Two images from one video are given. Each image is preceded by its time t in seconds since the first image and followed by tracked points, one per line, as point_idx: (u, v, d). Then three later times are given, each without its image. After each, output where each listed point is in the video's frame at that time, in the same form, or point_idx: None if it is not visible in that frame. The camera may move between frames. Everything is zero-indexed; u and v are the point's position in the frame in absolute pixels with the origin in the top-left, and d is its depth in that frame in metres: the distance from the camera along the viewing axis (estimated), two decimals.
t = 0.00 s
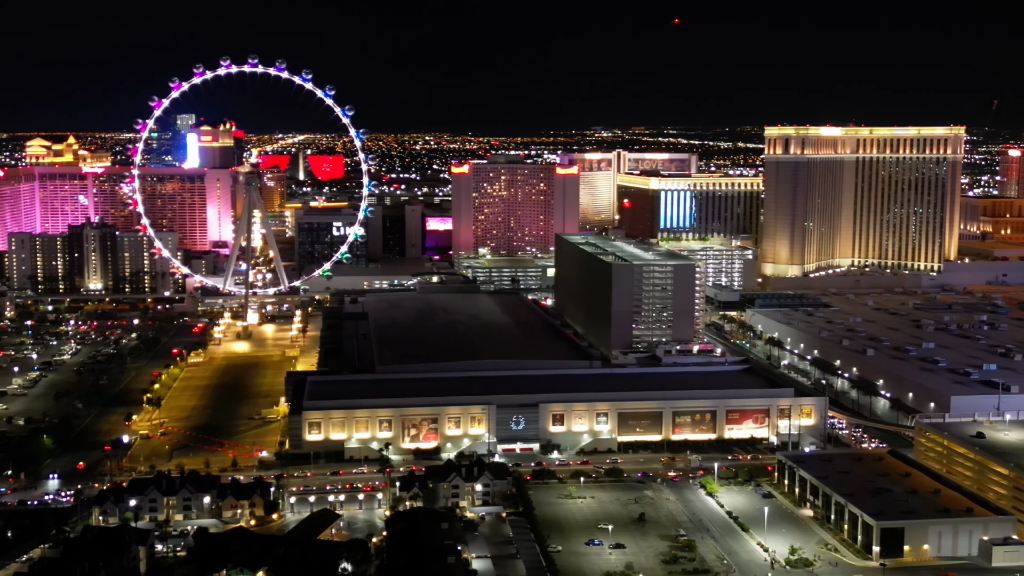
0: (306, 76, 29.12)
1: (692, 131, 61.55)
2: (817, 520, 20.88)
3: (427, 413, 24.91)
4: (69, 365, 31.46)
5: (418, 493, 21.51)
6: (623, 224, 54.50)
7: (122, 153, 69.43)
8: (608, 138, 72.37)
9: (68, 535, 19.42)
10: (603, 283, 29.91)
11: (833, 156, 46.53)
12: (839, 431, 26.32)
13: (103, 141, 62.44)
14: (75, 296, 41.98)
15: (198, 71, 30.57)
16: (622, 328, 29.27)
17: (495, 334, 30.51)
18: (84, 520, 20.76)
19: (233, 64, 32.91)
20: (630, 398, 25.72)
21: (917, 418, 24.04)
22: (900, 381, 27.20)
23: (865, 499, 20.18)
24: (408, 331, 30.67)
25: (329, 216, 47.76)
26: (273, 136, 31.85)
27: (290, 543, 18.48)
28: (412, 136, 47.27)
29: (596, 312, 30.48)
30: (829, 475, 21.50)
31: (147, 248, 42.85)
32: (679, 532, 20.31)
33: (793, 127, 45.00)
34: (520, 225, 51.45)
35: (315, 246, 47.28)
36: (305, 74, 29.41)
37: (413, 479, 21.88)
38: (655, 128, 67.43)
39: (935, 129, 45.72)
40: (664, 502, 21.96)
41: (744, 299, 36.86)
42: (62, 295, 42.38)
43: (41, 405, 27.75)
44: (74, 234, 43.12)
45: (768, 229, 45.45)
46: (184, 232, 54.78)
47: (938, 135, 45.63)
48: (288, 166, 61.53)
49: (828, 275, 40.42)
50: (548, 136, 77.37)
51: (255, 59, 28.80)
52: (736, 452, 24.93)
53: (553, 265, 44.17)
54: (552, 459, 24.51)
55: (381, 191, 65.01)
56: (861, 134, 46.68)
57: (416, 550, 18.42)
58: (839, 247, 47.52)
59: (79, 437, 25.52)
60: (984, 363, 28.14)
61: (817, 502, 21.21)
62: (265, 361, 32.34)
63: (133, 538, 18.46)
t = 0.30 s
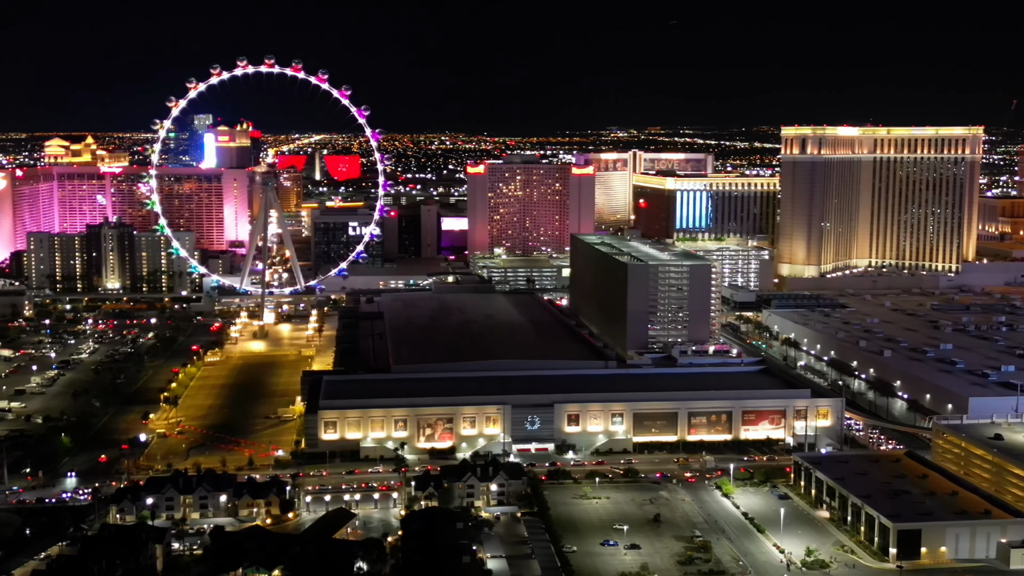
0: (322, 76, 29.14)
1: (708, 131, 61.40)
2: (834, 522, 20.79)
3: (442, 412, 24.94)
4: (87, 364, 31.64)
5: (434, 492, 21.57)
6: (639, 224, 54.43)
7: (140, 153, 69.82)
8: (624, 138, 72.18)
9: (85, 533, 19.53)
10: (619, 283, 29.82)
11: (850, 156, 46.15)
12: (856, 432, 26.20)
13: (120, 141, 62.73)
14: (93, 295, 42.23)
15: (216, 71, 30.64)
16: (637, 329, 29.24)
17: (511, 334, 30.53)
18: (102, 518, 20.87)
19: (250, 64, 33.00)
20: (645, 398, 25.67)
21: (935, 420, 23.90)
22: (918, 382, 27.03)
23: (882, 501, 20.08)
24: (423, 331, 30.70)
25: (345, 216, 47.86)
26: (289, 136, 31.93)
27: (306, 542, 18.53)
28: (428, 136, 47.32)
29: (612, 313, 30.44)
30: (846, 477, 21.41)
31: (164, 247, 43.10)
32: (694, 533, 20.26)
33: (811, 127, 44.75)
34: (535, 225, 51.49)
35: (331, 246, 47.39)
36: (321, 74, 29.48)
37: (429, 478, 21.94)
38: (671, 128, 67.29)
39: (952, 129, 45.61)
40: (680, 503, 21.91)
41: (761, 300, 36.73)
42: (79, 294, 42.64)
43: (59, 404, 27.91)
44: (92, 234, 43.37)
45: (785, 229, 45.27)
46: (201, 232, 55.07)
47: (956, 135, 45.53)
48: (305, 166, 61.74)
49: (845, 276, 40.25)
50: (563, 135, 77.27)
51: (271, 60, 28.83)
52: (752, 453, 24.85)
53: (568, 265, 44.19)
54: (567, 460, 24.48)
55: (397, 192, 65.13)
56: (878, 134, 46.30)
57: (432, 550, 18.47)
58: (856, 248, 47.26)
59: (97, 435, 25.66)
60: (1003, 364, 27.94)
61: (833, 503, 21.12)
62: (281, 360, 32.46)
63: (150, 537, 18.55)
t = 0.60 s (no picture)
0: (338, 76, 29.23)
1: (724, 130, 61.22)
2: (850, 523, 20.70)
3: (457, 412, 24.96)
4: (105, 363, 31.83)
5: (449, 492, 21.55)
6: (655, 224, 54.27)
7: (157, 153, 70.17)
8: (640, 138, 72.05)
9: (102, 531, 19.64)
10: (634, 283, 29.79)
11: (868, 156, 46.16)
12: (872, 434, 26.08)
13: (138, 140, 63.08)
14: (110, 294, 42.47)
15: (232, 71, 30.77)
16: (653, 329, 29.18)
17: (526, 333, 30.52)
18: (119, 516, 20.97)
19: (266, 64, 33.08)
20: (661, 398, 25.62)
21: (952, 421, 23.77)
22: (935, 383, 26.87)
23: (899, 502, 19.98)
24: (438, 330, 30.75)
25: (361, 215, 47.99)
26: (305, 136, 31.99)
27: (322, 541, 18.60)
28: (444, 136, 47.37)
29: (627, 313, 30.40)
30: (863, 478, 21.31)
31: (181, 247, 43.28)
32: (709, 534, 20.21)
33: (827, 126, 44.69)
34: (550, 225, 51.49)
35: (347, 246, 47.51)
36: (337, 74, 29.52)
37: (444, 477, 21.97)
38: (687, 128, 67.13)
39: (971, 129, 45.14)
40: (695, 504, 21.85)
41: (778, 300, 36.62)
42: (97, 293, 42.88)
43: (77, 402, 28.09)
44: (110, 233, 43.64)
45: (801, 229, 45.15)
46: (218, 233, 55.31)
47: (975, 135, 45.10)
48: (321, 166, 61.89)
49: (862, 277, 40.09)
50: (579, 136, 77.27)
51: (287, 60, 28.94)
52: (768, 454, 24.77)
53: (583, 265, 44.17)
54: (582, 460, 24.45)
55: (413, 191, 65.23)
56: (896, 134, 46.30)
57: (445, 549, 18.46)
58: (873, 249, 47.12)
59: (114, 433, 25.82)
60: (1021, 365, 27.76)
61: (850, 505, 21.03)
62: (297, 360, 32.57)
63: (166, 535, 18.63)
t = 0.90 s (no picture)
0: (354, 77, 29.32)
1: (739, 130, 61.09)
2: (865, 525, 20.63)
3: (471, 412, 24.98)
4: (120, 361, 31.98)
5: (462, 492, 21.57)
6: (669, 224, 54.20)
7: (173, 153, 70.44)
8: (654, 138, 72.02)
9: (118, 529, 19.74)
10: (648, 283, 29.75)
11: (884, 156, 45.93)
12: (887, 435, 25.98)
13: (154, 141, 63.35)
14: (126, 294, 42.67)
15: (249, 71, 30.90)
16: (667, 329, 29.13)
17: (540, 333, 30.54)
18: (135, 514, 21.07)
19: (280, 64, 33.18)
20: (675, 399, 25.57)
21: (968, 423, 23.63)
22: (950, 385, 26.72)
23: (914, 504, 19.88)
24: (451, 330, 30.78)
25: (376, 215, 48.08)
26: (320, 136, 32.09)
27: (337, 540, 18.64)
28: (458, 136, 47.42)
29: (641, 313, 30.37)
30: (878, 479, 21.22)
31: (197, 247, 43.46)
32: (724, 535, 20.16)
33: (843, 126, 44.51)
34: (564, 225, 51.47)
35: (361, 246, 47.61)
36: (351, 74, 29.59)
37: (458, 477, 21.98)
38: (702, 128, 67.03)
39: (987, 129, 44.84)
40: (709, 505, 21.81)
41: (792, 301, 36.51)
42: (113, 292, 43.08)
43: (93, 401, 28.24)
44: (126, 233, 43.84)
45: (816, 229, 44.93)
46: (233, 233, 55.54)
47: (992, 135, 44.79)
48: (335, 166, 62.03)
49: (878, 277, 39.95)
50: (593, 136, 77.23)
51: (303, 60, 29.03)
52: (782, 455, 24.70)
53: (597, 265, 44.17)
54: (595, 460, 24.43)
55: (427, 191, 65.33)
56: (912, 134, 46.13)
57: (459, 549, 18.49)
58: (889, 249, 46.88)
59: (129, 432, 25.94)
60: None
61: (865, 506, 20.94)
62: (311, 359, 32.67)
63: (182, 533, 18.72)
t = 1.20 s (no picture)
0: (368, 77, 29.36)
1: (754, 130, 60.95)
2: (880, 526, 20.55)
3: (484, 412, 24.99)
4: (136, 361, 32.12)
5: (475, 492, 21.59)
6: (683, 224, 54.15)
7: (188, 153, 70.71)
8: (669, 137, 71.95)
9: (133, 528, 19.82)
10: (662, 283, 29.71)
11: (900, 156, 45.85)
12: (903, 436, 25.86)
13: (170, 141, 63.59)
14: (141, 293, 42.85)
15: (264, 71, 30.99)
16: (681, 330, 29.08)
17: (554, 333, 30.54)
18: (150, 513, 21.15)
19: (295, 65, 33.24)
20: (689, 400, 25.53)
21: (984, 424, 23.49)
22: (966, 386, 26.58)
23: (929, 506, 19.78)
24: (465, 330, 30.78)
25: (390, 215, 48.16)
26: (334, 136, 32.15)
27: (350, 539, 18.69)
28: (473, 136, 47.44)
29: (655, 313, 30.33)
30: (893, 481, 21.12)
31: (212, 246, 43.62)
32: (738, 536, 20.10)
33: (858, 126, 44.37)
34: (578, 225, 51.45)
35: (375, 246, 47.69)
36: (364, 74, 29.63)
37: (471, 476, 21.99)
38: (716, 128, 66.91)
39: (1004, 129, 44.57)
40: (723, 506, 21.75)
41: (807, 302, 36.38)
42: (128, 292, 43.28)
43: (109, 400, 28.39)
44: (141, 233, 44.04)
45: (832, 229, 44.73)
46: (248, 232, 55.73)
47: (1008, 135, 44.52)
48: (350, 166, 62.17)
49: (893, 278, 39.81)
50: (607, 136, 77.17)
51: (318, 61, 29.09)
52: (797, 456, 24.61)
53: (611, 265, 44.14)
54: (609, 460, 24.41)
55: (441, 191, 65.43)
56: (928, 134, 46.01)
57: (473, 548, 18.50)
58: (905, 250, 46.69)
59: (144, 431, 26.06)
60: None
61: (880, 508, 20.86)
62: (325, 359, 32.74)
63: (196, 532, 18.80)
